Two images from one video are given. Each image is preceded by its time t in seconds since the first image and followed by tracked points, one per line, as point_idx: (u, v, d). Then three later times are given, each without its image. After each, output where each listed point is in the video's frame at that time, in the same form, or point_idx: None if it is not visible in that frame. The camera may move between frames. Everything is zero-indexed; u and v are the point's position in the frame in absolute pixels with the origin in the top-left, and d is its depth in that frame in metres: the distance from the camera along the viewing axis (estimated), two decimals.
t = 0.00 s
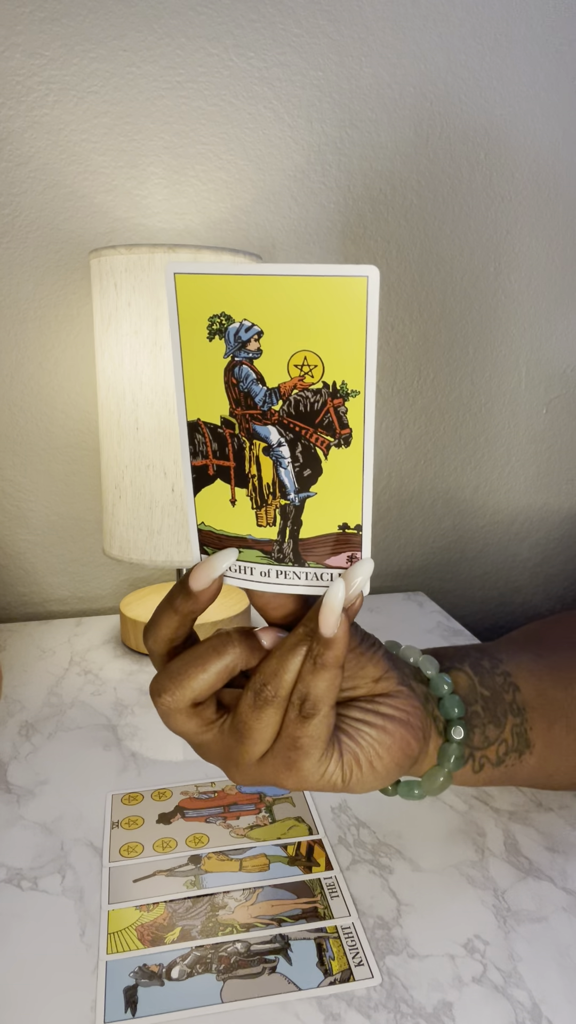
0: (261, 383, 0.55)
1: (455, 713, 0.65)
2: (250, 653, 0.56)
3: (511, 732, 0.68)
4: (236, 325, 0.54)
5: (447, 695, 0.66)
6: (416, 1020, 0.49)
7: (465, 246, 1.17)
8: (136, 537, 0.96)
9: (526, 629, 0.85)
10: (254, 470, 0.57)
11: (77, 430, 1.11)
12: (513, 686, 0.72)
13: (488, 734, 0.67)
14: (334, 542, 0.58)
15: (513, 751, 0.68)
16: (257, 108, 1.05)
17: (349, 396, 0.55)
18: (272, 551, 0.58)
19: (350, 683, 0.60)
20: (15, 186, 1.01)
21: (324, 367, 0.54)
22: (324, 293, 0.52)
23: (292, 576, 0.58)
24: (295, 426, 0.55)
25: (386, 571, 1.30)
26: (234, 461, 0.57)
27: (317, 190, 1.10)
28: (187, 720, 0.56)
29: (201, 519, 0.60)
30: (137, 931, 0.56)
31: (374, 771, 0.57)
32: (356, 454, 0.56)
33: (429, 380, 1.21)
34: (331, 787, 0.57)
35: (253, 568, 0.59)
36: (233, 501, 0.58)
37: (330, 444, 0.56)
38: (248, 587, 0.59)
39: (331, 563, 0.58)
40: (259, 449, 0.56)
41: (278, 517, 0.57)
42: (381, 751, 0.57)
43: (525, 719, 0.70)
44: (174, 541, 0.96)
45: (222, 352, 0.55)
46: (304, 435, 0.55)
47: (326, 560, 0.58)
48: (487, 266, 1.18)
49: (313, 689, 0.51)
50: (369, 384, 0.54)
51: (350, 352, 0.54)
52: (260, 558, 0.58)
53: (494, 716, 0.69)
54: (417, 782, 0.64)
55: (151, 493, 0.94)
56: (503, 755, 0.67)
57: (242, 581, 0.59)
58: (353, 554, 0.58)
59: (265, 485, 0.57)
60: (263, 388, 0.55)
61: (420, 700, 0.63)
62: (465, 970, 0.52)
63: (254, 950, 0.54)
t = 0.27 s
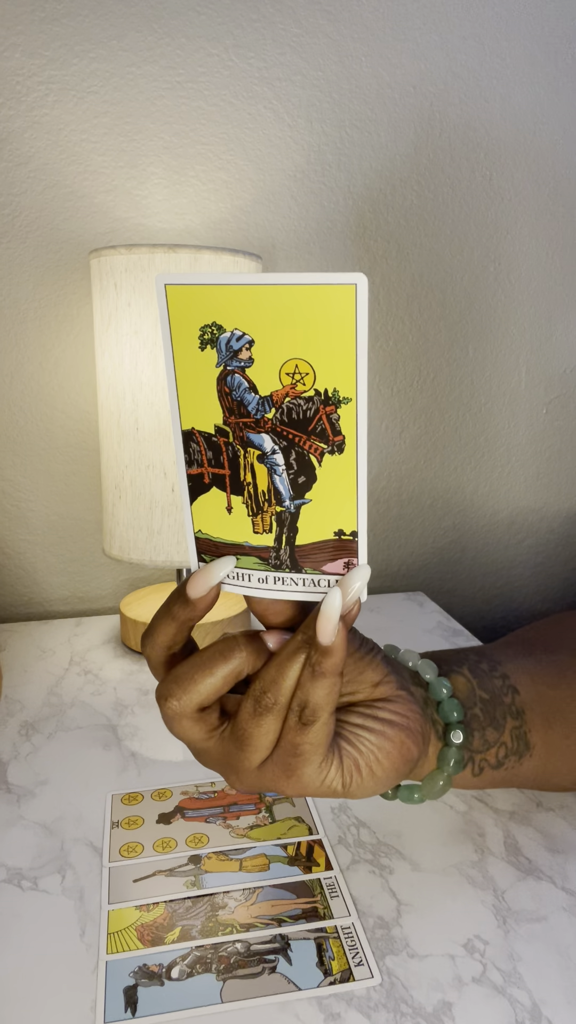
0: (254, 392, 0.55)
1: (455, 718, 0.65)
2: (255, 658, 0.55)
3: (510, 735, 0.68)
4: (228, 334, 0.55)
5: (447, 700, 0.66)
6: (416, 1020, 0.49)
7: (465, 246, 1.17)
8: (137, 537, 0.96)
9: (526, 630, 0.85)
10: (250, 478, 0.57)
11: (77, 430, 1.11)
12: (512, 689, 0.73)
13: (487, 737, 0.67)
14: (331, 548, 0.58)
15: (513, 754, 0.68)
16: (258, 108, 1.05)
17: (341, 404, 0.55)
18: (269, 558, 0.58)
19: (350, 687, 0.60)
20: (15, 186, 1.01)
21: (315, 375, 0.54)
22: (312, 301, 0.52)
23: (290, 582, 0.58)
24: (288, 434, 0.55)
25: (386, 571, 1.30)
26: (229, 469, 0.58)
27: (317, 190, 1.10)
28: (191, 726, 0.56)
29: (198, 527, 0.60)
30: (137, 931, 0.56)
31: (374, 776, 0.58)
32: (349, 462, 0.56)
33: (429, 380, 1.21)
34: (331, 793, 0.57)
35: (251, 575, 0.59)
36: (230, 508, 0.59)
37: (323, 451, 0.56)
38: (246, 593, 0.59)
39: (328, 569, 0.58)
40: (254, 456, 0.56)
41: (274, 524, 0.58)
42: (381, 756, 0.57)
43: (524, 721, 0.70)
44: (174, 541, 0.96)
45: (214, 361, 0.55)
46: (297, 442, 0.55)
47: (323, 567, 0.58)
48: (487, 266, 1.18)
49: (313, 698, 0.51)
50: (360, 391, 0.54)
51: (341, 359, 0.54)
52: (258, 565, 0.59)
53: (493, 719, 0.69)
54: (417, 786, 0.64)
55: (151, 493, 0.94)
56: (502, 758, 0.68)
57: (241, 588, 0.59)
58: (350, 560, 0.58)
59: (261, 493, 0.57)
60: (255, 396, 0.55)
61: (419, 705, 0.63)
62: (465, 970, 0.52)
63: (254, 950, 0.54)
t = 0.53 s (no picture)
0: (254, 396, 0.55)
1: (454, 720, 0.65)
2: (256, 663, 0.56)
3: (509, 737, 0.68)
4: (228, 339, 0.54)
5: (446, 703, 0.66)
6: (416, 1020, 0.49)
7: (466, 246, 1.17)
8: (136, 537, 0.96)
9: (525, 630, 0.85)
10: (250, 482, 0.57)
11: (77, 430, 1.11)
12: (510, 691, 0.72)
13: (486, 740, 0.67)
14: (331, 552, 0.58)
15: (511, 756, 0.68)
16: (258, 108, 1.05)
17: (341, 409, 0.54)
18: (269, 562, 0.58)
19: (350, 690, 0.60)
20: (15, 186, 1.01)
21: (316, 378, 0.54)
22: (312, 305, 0.52)
23: (289, 586, 0.59)
24: (289, 439, 0.55)
25: (386, 570, 1.29)
26: (230, 474, 0.58)
27: (317, 190, 1.10)
28: (192, 730, 0.56)
29: (198, 532, 0.61)
30: (137, 931, 0.56)
31: (374, 779, 0.57)
32: (351, 467, 0.56)
33: (429, 379, 1.21)
34: (331, 797, 0.57)
35: (250, 579, 0.59)
36: (230, 513, 0.59)
37: (324, 456, 0.55)
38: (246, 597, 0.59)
39: (328, 573, 0.58)
40: (254, 461, 0.56)
41: (274, 528, 0.58)
42: (381, 759, 0.57)
43: (522, 723, 0.70)
44: (174, 541, 0.96)
45: (215, 366, 0.55)
46: (298, 447, 0.55)
47: (322, 571, 0.58)
48: (487, 266, 1.18)
49: (313, 702, 0.51)
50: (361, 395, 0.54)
51: (341, 363, 0.53)
52: (258, 570, 0.59)
53: (492, 721, 0.69)
54: (416, 790, 0.64)
55: (151, 493, 0.94)
56: (501, 760, 0.68)
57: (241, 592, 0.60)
58: (350, 563, 0.58)
59: (261, 499, 0.57)
60: (256, 401, 0.55)
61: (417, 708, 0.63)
62: (465, 970, 0.52)
63: (254, 950, 0.54)
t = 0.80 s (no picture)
0: (257, 389, 0.55)
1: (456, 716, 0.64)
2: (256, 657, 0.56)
3: (509, 734, 0.68)
4: (232, 332, 0.55)
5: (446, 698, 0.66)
6: (416, 1020, 0.49)
7: (466, 246, 1.17)
8: (136, 537, 0.96)
9: (525, 629, 0.85)
10: (252, 475, 0.57)
11: (78, 430, 1.11)
12: (509, 687, 0.72)
13: (485, 736, 0.67)
14: (332, 546, 0.58)
15: (511, 753, 0.68)
16: (258, 108, 1.05)
17: (344, 402, 0.55)
18: (270, 555, 0.58)
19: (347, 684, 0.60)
20: (15, 186, 1.01)
21: (318, 371, 0.54)
22: (315, 298, 0.53)
23: (291, 579, 0.58)
24: (291, 431, 0.55)
25: (386, 570, 1.29)
26: (232, 467, 0.57)
27: (317, 190, 1.10)
28: (192, 724, 0.56)
29: (200, 526, 0.60)
30: (137, 931, 0.56)
31: (374, 775, 0.57)
32: (352, 460, 0.56)
33: (428, 380, 1.21)
34: (331, 793, 0.57)
35: (252, 572, 0.59)
36: (232, 506, 0.58)
37: (325, 449, 0.56)
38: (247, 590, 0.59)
39: (329, 566, 0.58)
40: (256, 454, 0.56)
41: (276, 521, 0.57)
42: (381, 755, 0.57)
43: (522, 720, 0.70)
44: (174, 542, 0.96)
45: (218, 360, 0.55)
46: (300, 440, 0.55)
47: (324, 564, 0.58)
48: (487, 266, 1.18)
49: (314, 695, 0.51)
50: (363, 389, 0.54)
51: (344, 356, 0.54)
52: (260, 562, 0.58)
53: (491, 717, 0.69)
54: (415, 785, 0.64)
55: (151, 493, 0.94)
56: (501, 757, 0.68)
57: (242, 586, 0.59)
58: (352, 557, 0.58)
59: (263, 491, 0.57)
60: (259, 394, 0.55)
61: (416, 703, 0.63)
62: (465, 970, 0.52)
63: (254, 950, 0.54)
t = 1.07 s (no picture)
0: (247, 399, 0.55)
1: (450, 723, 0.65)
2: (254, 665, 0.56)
3: (508, 737, 0.68)
4: (220, 343, 0.55)
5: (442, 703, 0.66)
6: (416, 1020, 0.49)
7: (466, 246, 1.17)
8: (136, 537, 0.96)
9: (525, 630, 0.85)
10: (244, 484, 0.57)
11: (77, 430, 1.11)
12: (508, 691, 0.72)
13: (484, 741, 0.67)
14: (327, 552, 0.58)
15: (511, 756, 0.68)
16: (258, 108, 1.05)
17: (334, 408, 0.54)
18: (265, 563, 0.58)
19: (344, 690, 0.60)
20: (15, 186, 1.01)
21: (307, 380, 0.54)
22: (301, 306, 0.53)
23: (286, 587, 0.58)
24: (282, 440, 0.55)
25: (386, 570, 1.29)
26: (224, 477, 0.57)
27: (317, 190, 1.10)
28: (191, 734, 0.55)
29: (194, 537, 0.60)
30: (137, 931, 0.56)
31: (373, 782, 0.57)
32: (343, 466, 0.56)
33: (428, 380, 1.21)
34: (330, 800, 0.57)
35: (247, 582, 0.59)
36: (225, 515, 0.59)
37: (316, 456, 0.56)
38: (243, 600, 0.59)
39: (325, 573, 0.58)
40: (248, 463, 0.57)
41: (270, 529, 0.58)
42: (379, 761, 0.57)
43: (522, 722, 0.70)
44: (174, 542, 0.96)
45: (207, 371, 0.56)
46: (291, 447, 0.55)
47: (320, 571, 0.58)
48: (487, 266, 1.18)
49: (312, 701, 0.51)
50: (352, 395, 0.54)
51: (332, 362, 0.54)
52: (255, 571, 0.58)
53: (490, 722, 0.69)
54: (415, 792, 0.64)
55: (151, 493, 0.94)
56: (500, 761, 0.68)
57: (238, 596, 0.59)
58: (346, 564, 0.58)
59: (256, 500, 0.57)
60: (249, 402, 0.55)
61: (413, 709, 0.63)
62: (465, 969, 0.52)
63: (254, 950, 0.54)
